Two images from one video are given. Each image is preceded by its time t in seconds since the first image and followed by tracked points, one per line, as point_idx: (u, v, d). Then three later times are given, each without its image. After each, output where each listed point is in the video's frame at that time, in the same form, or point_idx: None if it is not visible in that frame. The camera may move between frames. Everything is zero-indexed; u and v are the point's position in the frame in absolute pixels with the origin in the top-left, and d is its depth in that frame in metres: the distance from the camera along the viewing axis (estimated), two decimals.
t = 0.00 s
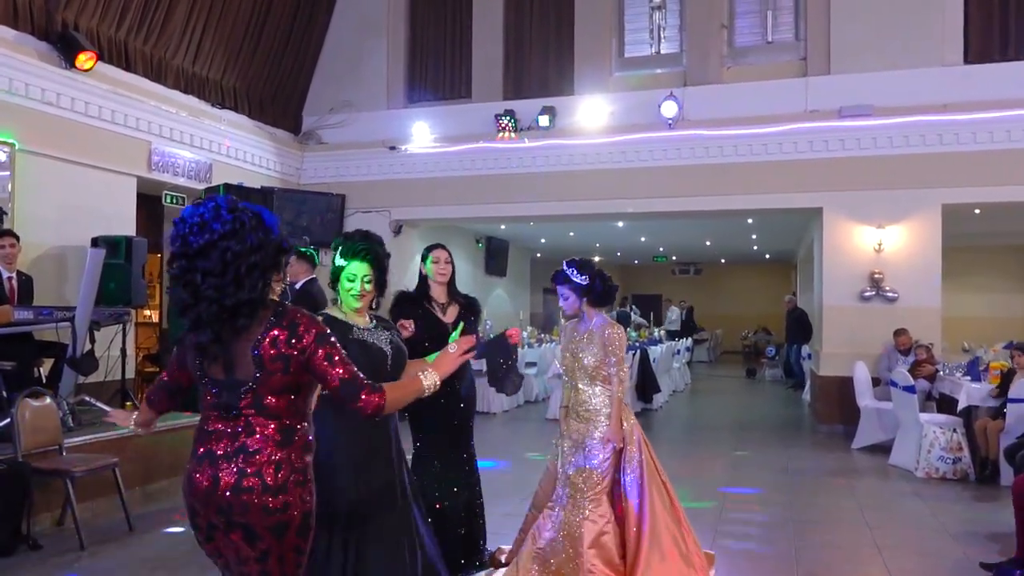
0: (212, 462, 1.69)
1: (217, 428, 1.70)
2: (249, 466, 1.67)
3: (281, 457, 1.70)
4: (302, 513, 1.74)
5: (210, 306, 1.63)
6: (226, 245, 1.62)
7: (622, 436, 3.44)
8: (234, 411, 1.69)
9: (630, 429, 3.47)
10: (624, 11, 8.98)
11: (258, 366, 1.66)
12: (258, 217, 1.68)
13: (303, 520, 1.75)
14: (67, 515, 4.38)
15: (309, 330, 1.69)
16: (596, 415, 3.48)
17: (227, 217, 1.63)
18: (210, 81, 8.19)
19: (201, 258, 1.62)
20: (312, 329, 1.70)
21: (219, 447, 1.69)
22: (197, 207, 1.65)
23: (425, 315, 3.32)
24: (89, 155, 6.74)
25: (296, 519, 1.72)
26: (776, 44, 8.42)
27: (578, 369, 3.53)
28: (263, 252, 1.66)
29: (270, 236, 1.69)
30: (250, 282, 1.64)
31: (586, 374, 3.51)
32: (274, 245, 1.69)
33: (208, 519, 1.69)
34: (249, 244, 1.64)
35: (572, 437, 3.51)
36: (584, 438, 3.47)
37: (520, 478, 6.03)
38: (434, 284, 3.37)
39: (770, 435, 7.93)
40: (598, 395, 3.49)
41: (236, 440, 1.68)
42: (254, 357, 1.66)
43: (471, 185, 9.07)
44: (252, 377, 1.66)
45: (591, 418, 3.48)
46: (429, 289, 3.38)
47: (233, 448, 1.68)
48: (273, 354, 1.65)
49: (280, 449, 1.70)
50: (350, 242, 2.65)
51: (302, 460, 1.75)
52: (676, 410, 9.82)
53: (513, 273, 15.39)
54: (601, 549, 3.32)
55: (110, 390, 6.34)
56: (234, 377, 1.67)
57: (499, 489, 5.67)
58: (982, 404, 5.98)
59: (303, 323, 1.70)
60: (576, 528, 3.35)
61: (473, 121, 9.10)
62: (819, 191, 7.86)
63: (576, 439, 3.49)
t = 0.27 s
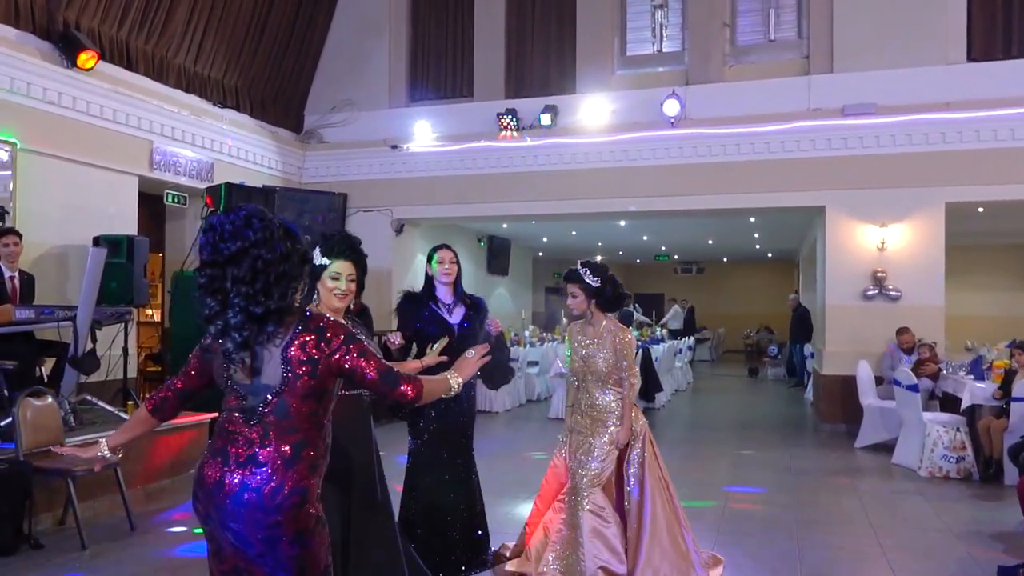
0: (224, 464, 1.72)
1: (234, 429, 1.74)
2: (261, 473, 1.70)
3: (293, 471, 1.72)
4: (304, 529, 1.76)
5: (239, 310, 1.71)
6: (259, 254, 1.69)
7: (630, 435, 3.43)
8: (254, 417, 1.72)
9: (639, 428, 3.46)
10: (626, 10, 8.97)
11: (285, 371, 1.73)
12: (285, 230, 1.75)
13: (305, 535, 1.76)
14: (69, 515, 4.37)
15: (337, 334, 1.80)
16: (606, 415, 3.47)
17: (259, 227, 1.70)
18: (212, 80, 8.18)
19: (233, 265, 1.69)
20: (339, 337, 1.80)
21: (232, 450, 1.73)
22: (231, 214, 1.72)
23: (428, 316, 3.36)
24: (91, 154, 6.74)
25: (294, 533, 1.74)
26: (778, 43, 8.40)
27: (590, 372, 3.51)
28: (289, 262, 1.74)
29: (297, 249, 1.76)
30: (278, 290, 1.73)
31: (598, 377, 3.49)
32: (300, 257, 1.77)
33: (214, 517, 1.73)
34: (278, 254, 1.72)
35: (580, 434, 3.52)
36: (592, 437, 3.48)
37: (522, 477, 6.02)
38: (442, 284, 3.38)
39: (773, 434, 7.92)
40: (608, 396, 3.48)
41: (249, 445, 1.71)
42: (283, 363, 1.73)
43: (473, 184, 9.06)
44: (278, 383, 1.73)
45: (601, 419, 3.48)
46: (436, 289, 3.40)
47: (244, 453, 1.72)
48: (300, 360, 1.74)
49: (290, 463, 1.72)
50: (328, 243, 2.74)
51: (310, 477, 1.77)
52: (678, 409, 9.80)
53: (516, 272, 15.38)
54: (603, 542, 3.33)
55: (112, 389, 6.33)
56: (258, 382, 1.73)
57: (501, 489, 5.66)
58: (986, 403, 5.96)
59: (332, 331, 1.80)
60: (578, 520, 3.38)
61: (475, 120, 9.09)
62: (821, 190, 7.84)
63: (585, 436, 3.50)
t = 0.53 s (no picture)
0: (257, 455, 1.88)
1: (260, 419, 1.90)
2: (292, 458, 1.86)
3: (322, 452, 1.89)
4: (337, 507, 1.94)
5: (260, 285, 1.86)
6: (281, 231, 1.86)
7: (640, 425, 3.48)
8: (279, 405, 1.88)
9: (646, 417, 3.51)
10: (628, 9, 8.94)
11: (303, 357, 1.87)
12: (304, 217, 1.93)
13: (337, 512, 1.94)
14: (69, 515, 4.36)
15: (350, 321, 1.92)
16: (612, 408, 3.53)
17: (283, 210, 1.88)
18: (213, 79, 8.17)
19: (259, 241, 1.85)
20: (352, 321, 1.92)
21: (262, 439, 1.88)
22: (258, 202, 1.91)
23: (428, 312, 3.34)
24: (92, 154, 6.73)
25: (331, 512, 1.92)
26: (781, 42, 8.37)
27: (597, 366, 3.56)
28: (308, 245, 1.90)
29: (314, 235, 1.93)
30: (298, 268, 1.88)
31: (604, 372, 3.55)
32: (316, 243, 1.93)
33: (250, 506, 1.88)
34: (300, 235, 1.89)
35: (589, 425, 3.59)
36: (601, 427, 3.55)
37: (524, 478, 6.00)
38: (443, 281, 3.36)
39: (775, 434, 7.89)
40: (616, 389, 3.54)
41: (278, 432, 1.87)
42: (298, 352, 1.88)
43: (475, 184, 9.04)
44: (297, 371, 1.87)
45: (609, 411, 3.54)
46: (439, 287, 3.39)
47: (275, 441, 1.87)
48: (315, 346, 1.88)
49: (320, 444, 1.89)
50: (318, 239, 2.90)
51: (339, 457, 1.95)
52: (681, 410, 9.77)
53: (518, 272, 15.36)
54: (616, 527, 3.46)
55: (112, 389, 6.32)
56: (280, 368, 1.87)
57: (503, 489, 5.65)
58: (990, 404, 5.93)
59: (344, 316, 1.93)
60: (593, 508, 3.51)
61: (476, 119, 9.07)
62: (824, 190, 7.81)
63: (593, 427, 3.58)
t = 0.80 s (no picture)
0: (298, 468, 1.91)
1: (294, 430, 1.93)
2: (333, 465, 1.90)
3: (357, 454, 1.93)
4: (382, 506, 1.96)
5: (292, 289, 1.89)
6: (314, 237, 1.90)
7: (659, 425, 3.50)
8: (308, 413, 1.91)
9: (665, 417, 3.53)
10: (631, 7, 8.90)
11: (325, 364, 1.89)
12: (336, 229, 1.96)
13: (382, 510, 1.96)
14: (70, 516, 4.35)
15: (373, 326, 1.92)
16: (628, 411, 3.53)
17: (316, 218, 1.92)
18: (215, 79, 8.16)
19: (292, 247, 1.89)
20: (372, 325, 1.93)
21: (299, 452, 1.92)
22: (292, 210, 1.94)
23: (424, 314, 3.33)
24: (94, 154, 6.72)
25: (379, 511, 1.95)
26: (785, 39, 8.31)
27: (613, 369, 3.57)
28: (340, 252, 1.94)
29: (346, 245, 1.96)
30: (330, 275, 1.91)
31: (621, 376, 3.55)
32: (348, 254, 1.96)
33: (293, 515, 1.92)
34: (332, 242, 1.93)
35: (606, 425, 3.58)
36: (620, 428, 3.54)
37: (526, 477, 5.98)
38: (443, 285, 3.35)
39: (780, 434, 7.86)
40: (634, 392, 3.55)
41: (314, 440, 1.91)
42: (322, 359, 1.89)
43: (477, 183, 9.02)
44: (321, 377, 1.89)
45: (627, 412, 3.54)
46: (439, 291, 3.39)
47: (310, 451, 1.91)
48: (339, 353, 1.89)
49: (354, 446, 1.93)
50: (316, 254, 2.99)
51: (378, 455, 1.98)
52: (685, 409, 9.74)
53: (521, 271, 15.33)
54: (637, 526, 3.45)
55: (115, 389, 6.32)
56: (305, 376, 1.90)
57: (505, 488, 5.63)
58: (997, 404, 5.88)
59: (364, 320, 1.93)
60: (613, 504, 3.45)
61: (480, 118, 9.04)
62: (829, 188, 7.77)
63: (610, 427, 3.56)
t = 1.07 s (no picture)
0: (310, 462, 1.90)
1: (310, 423, 1.92)
2: (343, 462, 1.89)
3: (369, 453, 1.92)
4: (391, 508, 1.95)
5: (319, 286, 1.89)
6: (341, 236, 1.91)
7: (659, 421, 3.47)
8: (325, 408, 1.91)
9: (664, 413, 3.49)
10: (634, 11, 8.89)
11: (347, 359, 1.90)
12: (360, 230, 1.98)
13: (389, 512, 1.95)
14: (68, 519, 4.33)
15: (391, 318, 1.95)
16: (631, 411, 3.48)
17: (340, 217, 1.93)
18: (218, 82, 8.16)
19: (318, 245, 1.89)
20: (394, 320, 1.94)
21: (311, 445, 1.91)
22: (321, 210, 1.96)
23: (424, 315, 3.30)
24: (96, 156, 6.72)
25: (385, 512, 1.93)
26: (788, 44, 8.29)
27: (619, 366, 3.52)
28: (364, 251, 1.95)
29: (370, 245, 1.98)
30: (355, 274, 1.92)
31: (626, 373, 3.51)
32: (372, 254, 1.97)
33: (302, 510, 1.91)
34: (357, 241, 1.94)
35: (605, 422, 3.53)
36: (619, 425, 3.49)
37: (527, 482, 5.95)
38: (441, 286, 3.34)
39: (783, 439, 7.83)
40: (634, 388, 3.50)
41: (327, 437, 1.90)
42: (343, 353, 1.90)
43: (480, 186, 9.01)
44: (342, 372, 1.90)
45: (626, 409, 3.49)
46: (437, 292, 3.37)
47: (321, 447, 1.90)
48: (359, 346, 1.91)
49: (367, 445, 1.92)
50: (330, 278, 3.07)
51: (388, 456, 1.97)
52: (688, 414, 9.71)
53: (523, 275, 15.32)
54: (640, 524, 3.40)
55: (115, 392, 6.30)
56: (326, 371, 1.91)
57: (506, 493, 5.60)
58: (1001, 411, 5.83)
59: (387, 315, 1.95)
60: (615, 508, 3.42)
61: (483, 122, 9.03)
62: (832, 192, 7.74)
63: (609, 424, 3.52)
